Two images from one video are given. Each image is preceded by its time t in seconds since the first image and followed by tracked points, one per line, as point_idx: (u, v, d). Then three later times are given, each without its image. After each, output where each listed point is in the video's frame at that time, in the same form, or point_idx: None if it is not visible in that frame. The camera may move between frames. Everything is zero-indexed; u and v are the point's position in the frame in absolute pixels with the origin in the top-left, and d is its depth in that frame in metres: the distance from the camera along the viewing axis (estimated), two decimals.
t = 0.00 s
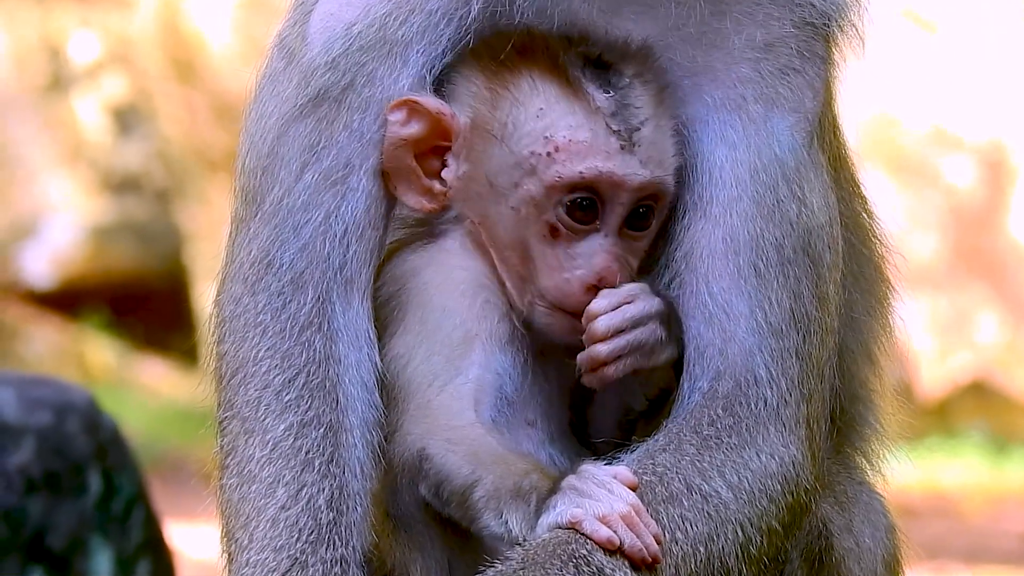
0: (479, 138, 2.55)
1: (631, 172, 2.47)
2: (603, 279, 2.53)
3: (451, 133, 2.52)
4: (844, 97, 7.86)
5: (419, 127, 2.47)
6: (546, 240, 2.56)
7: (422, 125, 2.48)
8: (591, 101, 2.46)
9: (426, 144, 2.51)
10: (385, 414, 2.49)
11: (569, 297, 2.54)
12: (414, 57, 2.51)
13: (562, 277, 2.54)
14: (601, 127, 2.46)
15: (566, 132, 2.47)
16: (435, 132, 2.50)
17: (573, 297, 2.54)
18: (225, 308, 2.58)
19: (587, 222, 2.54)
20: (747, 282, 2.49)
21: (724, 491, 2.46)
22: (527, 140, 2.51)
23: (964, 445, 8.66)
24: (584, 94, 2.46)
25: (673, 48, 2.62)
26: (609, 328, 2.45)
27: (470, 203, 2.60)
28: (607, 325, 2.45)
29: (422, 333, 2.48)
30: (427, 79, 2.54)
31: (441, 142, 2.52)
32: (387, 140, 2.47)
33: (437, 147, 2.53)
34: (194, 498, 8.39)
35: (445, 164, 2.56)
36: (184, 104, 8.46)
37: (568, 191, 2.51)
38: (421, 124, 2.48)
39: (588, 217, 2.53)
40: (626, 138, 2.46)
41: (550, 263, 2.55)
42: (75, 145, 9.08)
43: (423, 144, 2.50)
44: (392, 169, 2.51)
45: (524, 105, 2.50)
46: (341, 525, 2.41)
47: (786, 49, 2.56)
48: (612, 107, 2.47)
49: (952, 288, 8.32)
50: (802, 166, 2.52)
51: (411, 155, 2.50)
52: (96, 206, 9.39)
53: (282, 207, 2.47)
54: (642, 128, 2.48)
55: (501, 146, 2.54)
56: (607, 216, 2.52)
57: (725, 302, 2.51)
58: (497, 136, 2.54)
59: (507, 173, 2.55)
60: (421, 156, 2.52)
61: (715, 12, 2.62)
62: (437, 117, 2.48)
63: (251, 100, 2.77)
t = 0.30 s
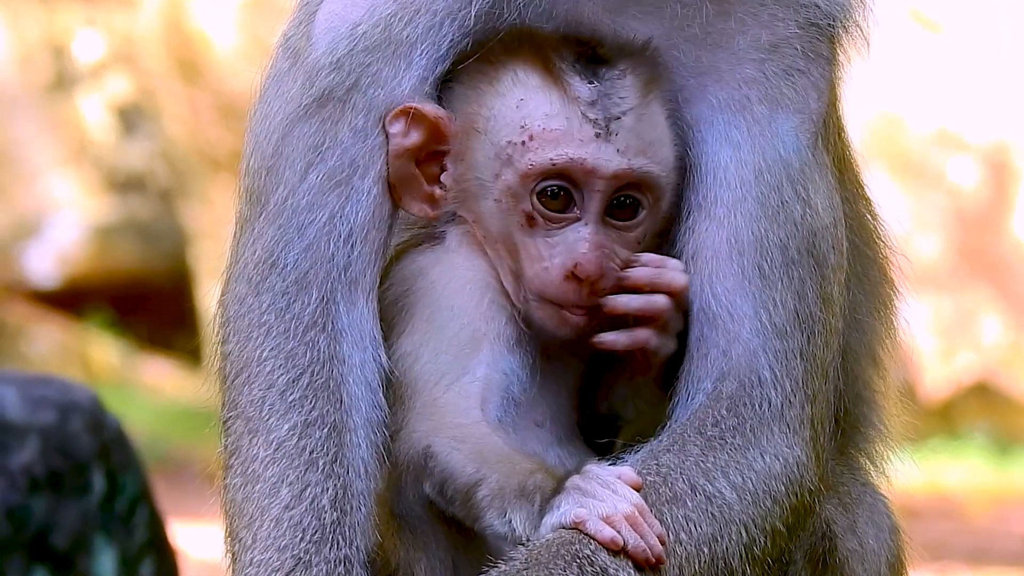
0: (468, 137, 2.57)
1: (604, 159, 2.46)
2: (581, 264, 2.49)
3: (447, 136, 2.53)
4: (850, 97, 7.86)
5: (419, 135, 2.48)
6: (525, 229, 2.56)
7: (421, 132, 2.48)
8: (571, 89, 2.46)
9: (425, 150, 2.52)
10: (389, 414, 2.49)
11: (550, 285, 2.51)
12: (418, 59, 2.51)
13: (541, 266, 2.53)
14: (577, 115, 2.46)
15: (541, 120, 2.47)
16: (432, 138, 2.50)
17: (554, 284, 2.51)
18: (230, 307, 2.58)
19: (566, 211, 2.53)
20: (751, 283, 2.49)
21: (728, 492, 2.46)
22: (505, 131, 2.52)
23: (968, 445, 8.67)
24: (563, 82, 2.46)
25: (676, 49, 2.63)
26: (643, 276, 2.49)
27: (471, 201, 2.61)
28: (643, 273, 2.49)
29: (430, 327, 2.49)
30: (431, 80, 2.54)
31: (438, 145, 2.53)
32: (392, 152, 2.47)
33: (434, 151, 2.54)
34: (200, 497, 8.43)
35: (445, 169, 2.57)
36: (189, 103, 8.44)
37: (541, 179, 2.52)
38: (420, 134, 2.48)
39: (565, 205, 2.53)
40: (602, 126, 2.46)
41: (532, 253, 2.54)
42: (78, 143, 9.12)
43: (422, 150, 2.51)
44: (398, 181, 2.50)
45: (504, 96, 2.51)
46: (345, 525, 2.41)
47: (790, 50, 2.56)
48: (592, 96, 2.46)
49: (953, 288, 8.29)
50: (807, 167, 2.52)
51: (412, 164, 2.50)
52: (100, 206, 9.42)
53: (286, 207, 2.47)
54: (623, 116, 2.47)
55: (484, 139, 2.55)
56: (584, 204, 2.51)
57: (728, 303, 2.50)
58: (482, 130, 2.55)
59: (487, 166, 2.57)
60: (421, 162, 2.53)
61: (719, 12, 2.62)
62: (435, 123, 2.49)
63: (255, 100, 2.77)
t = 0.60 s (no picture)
0: (487, 129, 2.57)
1: (627, 139, 2.46)
2: (602, 241, 2.47)
3: (467, 132, 2.55)
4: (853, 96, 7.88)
5: (438, 132, 2.49)
6: (546, 211, 2.54)
7: (440, 129, 2.49)
8: (593, 76, 2.49)
9: (444, 148, 2.54)
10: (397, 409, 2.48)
11: (570, 262, 2.49)
12: (424, 59, 2.51)
13: (561, 245, 2.51)
14: (600, 100, 2.47)
15: (563, 103, 2.48)
16: (451, 135, 2.52)
17: (575, 260, 2.49)
18: (234, 307, 2.58)
19: (588, 195, 2.52)
20: (756, 281, 2.49)
21: (733, 489, 2.46)
22: (526, 116, 2.52)
23: (971, 443, 8.52)
24: (587, 71, 2.49)
25: (691, 43, 2.62)
26: (626, 274, 2.46)
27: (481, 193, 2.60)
28: (628, 273, 2.46)
29: (444, 319, 2.48)
30: (437, 80, 2.54)
31: (456, 143, 2.55)
32: (407, 153, 2.49)
33: (452, 150, 2.56)
34: (203, 496, 8.40)
35: (462, 166, 2.59)
36: (193, 102, 8.49)
37: (563, 160, 2.51)
38: (439, 131, 2.49)
39: (587, 188, 2.51)
40: (624, 110, 2.47)
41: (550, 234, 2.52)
42: (83, 143, 9.13)
43: (440, 148, 2.52)
44: (413, 177, 2.53)
45: (525, 85, 2.52)
46: (349, 524, 2.40)
47: (795, 47, 2.56)
48: (613, 82, 2.49)
49: (957, 287, 8.31)
50: (812, 165, 2.52)
51: (429, 162, 2.53)
52: (104, 205, 9.40)
53: (291, 206, 2.47)
54: (644, 102, 2.49)
55: (505, 128, 2.55)
56: (606, 186, 2.50)
57: (733, 301, 2.50)
58: (503, 119, 2.55)
59: (507, 151, 2.55)
60: (440, 160, 2.55)
61: (723, 10, 2.62)
62: (453, 118, 2.50)
63: (260, 100, 2.77)
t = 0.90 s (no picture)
0: (489, 121, 2.53)
1: (633, 131, 2.45)
2: (606, 228, 2.43)
3: (467, 125, 2.52)
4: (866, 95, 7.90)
5: (439, 124, 2.48)
6: (552, 203, 2.51)
7: (442, 121, 2.48)
8: (596, 69, 2.48)
9: (444, 139, 2.51)
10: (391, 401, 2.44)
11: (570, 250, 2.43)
12: (434, 60, 2.52)
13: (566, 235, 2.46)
14: (605, 92, 2.46)
15: (567, 94, 2.46)
16: (452, 128, 2.50)
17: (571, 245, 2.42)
18: (248, 310, 2.59)
19: (593, 186, 2.49)
20: (764, 284, 2.48)
21: (720, 478, 2.41)
22: (530, 108, 2.49)
23: (983, 445, 8.61)
24: (590, 64, 2.48)
25: (700, 47, 2.62)
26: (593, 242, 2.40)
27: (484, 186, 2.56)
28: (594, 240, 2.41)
29: (440, 307, 2.42)
30: (448, 81, 2.54)
31: (456, 136, 2.52)
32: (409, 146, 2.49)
33: (452, 142, 2.53)
34: (217, 498, 8.43)
35: (462, 158, 2.55)
36: (205, 104, 8.51)
37: (568, 151, 2.48)
38: (440, 122, 2.48)
39: (595, 179, 2.48)
40: (628, 102, 2.46)
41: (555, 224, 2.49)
42: (95, 143, 9.10)
43: (442, 141, 2.51)
44: (416, 171, 2.52)
45: (528, 78, 2.50)
46: (363, 525, 2.40)
47: (804, 47, 2.55)
48: (617, 74, 2.48)
49: (972, 289, 8.29)
50: (820, 167, 2.51)
51: (430, 155, 2.51)
52: (116, 206, 9.39)
53: (303, 209, 2.48)
54: (648, 94, 2.48)
55: (509, 119, 2.51)
56: (612, 176, 2.47)
57: (739, 303, 2.49)
58: (506, 111, 2.52)
59: (511, 143, 2.52)
60: (439, 153, 2.53)
61: (732, 8, 2.61)
62: (454, 110, 2.48)
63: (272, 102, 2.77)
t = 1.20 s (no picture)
0: (489, 116, 2.53)
1: (623, 140, 2.44)
2: (581, 241, 2.47)
3: (469, 120, 2.52)
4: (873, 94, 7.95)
5: (445, 121, 2.48)
6: (535, 204, 2.53)
7: (447, 120, 2.48)
8: (599, 73, 2.44)
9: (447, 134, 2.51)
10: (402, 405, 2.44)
11: (549, 261, 2.48)
12: (446, 61, 2.52)
13: (542, 242, 2.50)
14: (602, 98, 2.44)
15: (564, 96, 2.45)
16: (456, 124, 2.50)
17: (555, 258, 2.48)
18: (262, 310, 2.58)
19: (580, 192, 2.51)
20: (781, 286, 2.43)
21: (735, 476, 2.39)
22: (526, 108, 2.49)
23: (991, 442, 8.58)
24: (593, 66, 2.45)
25: (718, 40, 2.53)
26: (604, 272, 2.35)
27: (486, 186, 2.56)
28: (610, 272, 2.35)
29: (435, 308, 2.41)
30: (457, 80, 2.54)
31: (460, 132, 2.52)
32: (416, 143, 2.48)
33: (456, 137, 2.53)
34: (226, 496, 8.45)
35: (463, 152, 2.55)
36: (211, 103, 8.88)
37: (557, 155, 2.50)
38: (446, 121, 2.48)
39: (579, 184, 2.51)
40: (626, 110, 2.44)
41: (536, 228, 2.51)
42: (101, 142, 9.11)
43: (446, 138, 2.50)
44: (427, 176, 2.51)
45: (530, 75, 2.49)
46: (372, 525, 2.39)
47: (821, 37, 2.47)
48: (620, 81, 2.45)
49: (978, 287, 8.31)
50: (845, 164, 2.45)
51: (438, 153, 2.51)
52: (123, 205, 9.40)
53: (317, 210, 2.47)
54: (646, 104, 2.45)
55: (506, 116, 2.52)
56: (597, 185, 2.50)
57: (758, 306, 2.45)
58: (504, 107, 2.52)
59: (504, 139, 2.52)
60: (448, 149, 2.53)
61: None
62: (457, 107, 2.48)
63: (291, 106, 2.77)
